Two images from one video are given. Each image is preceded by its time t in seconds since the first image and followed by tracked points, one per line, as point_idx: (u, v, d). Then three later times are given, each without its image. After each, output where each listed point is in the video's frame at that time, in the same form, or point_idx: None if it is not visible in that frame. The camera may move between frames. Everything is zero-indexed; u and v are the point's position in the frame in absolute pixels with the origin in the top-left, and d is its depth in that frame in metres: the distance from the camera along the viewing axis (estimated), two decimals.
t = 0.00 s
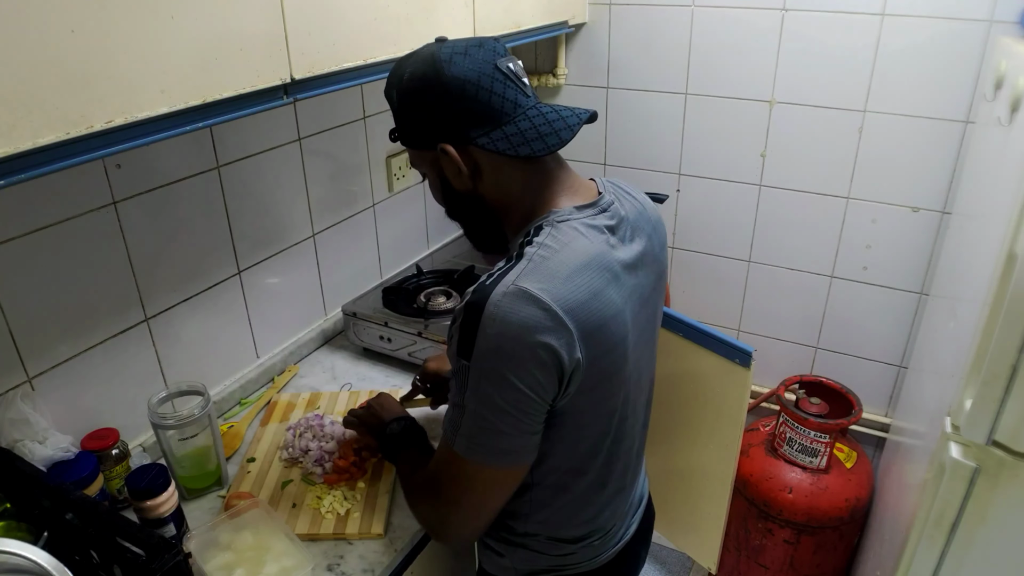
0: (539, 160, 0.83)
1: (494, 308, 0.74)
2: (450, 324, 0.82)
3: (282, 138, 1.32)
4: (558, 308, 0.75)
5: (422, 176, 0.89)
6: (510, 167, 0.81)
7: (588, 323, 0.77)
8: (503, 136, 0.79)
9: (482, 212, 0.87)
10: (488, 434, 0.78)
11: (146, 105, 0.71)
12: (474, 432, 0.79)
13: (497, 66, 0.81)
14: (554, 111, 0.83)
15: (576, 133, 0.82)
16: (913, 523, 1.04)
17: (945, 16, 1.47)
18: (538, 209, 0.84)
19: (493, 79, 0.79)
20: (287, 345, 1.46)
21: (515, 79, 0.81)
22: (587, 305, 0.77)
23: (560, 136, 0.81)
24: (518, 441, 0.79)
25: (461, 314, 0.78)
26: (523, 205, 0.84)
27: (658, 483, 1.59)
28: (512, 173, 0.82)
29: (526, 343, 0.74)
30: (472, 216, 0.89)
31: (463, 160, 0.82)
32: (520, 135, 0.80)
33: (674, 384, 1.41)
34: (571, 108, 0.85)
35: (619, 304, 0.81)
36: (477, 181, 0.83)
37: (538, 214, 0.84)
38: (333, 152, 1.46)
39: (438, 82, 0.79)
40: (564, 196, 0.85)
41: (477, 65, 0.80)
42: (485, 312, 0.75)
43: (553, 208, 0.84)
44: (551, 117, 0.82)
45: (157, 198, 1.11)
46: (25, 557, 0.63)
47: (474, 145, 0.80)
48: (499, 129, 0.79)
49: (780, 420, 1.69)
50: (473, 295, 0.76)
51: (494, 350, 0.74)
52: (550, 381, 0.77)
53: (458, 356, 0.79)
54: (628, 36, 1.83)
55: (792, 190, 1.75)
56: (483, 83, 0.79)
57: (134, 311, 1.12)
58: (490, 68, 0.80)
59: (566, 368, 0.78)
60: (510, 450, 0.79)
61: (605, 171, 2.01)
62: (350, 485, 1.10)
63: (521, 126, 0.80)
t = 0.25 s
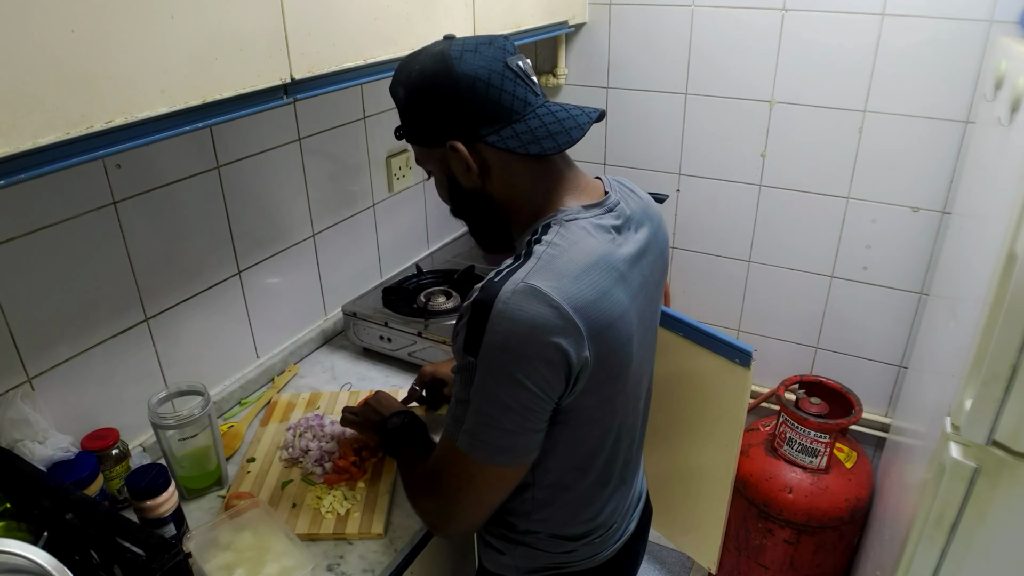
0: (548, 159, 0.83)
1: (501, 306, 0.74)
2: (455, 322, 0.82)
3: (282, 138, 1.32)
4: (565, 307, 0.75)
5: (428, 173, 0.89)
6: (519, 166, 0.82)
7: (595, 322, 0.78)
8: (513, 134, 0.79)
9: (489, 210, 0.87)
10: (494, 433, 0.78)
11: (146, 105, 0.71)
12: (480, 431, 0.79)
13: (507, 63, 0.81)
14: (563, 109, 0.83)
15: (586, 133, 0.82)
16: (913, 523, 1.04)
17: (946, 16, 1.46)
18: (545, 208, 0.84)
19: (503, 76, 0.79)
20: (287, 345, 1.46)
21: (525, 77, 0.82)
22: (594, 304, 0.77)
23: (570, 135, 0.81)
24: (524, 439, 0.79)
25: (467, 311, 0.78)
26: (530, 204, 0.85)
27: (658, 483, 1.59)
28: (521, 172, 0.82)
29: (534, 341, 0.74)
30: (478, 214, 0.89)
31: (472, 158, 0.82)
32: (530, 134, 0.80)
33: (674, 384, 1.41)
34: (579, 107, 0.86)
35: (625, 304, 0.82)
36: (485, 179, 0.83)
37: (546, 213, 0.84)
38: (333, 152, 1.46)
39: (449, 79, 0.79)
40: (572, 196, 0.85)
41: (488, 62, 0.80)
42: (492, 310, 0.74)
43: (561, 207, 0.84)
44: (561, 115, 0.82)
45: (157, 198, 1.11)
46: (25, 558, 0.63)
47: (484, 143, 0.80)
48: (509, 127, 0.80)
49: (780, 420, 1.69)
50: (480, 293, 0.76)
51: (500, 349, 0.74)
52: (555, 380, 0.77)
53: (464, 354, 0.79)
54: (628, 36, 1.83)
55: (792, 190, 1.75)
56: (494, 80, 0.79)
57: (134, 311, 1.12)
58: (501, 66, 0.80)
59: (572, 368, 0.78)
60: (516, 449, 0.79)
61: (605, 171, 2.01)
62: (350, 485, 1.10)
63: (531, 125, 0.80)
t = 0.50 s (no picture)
0: (554, 158, 0.84)
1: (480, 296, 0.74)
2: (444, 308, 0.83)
3: (282, 138, 1.32)
4: (548, 306, 0.74)
5: (437, 165, 0.89)
6: (526, 163, 0.82)
7: (581, 327, 0.77)
8: (520, 130, 0.80)
9: (493, 206, 0.88)
10: (449, 417, 0.78)
11: (146, 105, 0.71)
12: (429, 408, 0.79)
13: (521, 59, 0.81)
14: (574, 108, 0.83)
15: (593, 134, 0.82)
16: (913, 522, 1.04)
17: (945, 16, 1.47)
18: (549, 208, 0.85)
19: (516, 72, 0.80)
20: (287, 345, 1.46)
21: (538, 74, 0.82)
22: (583, 308, 0.76)
23: (577, 135, 0.81)
24: (475, 426, 0.79)
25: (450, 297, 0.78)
26: (534, 203, 0.85)
27: (658, 483, 1.59)
28: (527, 170, 0.82)
29: (506, 334, 0.74)
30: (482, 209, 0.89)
31: (479, 153, 0.82)
32: (538, 131, 0.80)
33: (674, 383, 1.41)
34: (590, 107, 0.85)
35: (619, 312, 0.81)
36: (491, 174, 0.84)
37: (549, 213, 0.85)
38: (333, 152, 1.46)
39: (461, 71, 0.79)
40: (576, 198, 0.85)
41: (501, 57, 0.80)
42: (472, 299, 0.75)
43: (562, 210, 0.84)
44: (571, 114, 0.82)
45: (157, 198, 1.11)
46: (25, 558, 0.63)
47: (491, 137, 0.80)
48: (516, 123, 0.80)
49: (780, 420, 1.69)
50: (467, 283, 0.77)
51: (473, 338, 0.74)
52: (525, 377, 0.77)
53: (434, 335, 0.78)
54: (628, 36, 1.83)
55: (792, 190, 1.75)
56: (506, 75, 0.79)
57: (134, 311, 1.12)
58: (514, 61, 0.80)
59: (546, 368, 0.77)
60: (461, 433, 0.79)
61: (605, 171, 2.01)
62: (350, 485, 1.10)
63: (539, 122, 0.80)
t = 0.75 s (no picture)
0: (569, 155, 0.84)
1: (501, 296, 0.74)
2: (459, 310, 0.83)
3: (282, 138, 1.32)
4: (567, 303, 0.74)
5: (449, 161, 0.89)
6: (541, 159, 0.82)
7: (600, 323, 0.77)
8: (536, 124, 0.80)
9: (505, 202, 0.88)
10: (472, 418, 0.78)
11: (146, 105, 0.71)
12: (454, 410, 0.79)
13: (539, 56, 0.82)
14: (589, 106, 0.83)
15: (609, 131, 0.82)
16: (913, 523, 1.04)
17: (945, 16, 1.47)
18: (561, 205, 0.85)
19: (533, 67, 0.80)
20: (287, 345, 1.46)
21: (554, 72, 0.83)
22: (601, 304, 0.77)
23: (593, 131, 0.81)
24: (500, 427, 0.79)
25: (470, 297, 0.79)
26: (545, 199, 0.85)
27: (658, 483, 1.59)
28: (541, 165, 0.82)
29: (529, 333, 0.74)
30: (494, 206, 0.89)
31: (493, 146, 0.82)
32: (553, 126, 0.80)
33: (674, 383, 1.41)
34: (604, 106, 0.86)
35: (633, 309, 0.81)
36: (505, 169, 0.84)
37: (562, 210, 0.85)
38: (333, 151, 1.46)
39: (478, 65, 0.80)
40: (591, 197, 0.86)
41: (518, 52, 0.80)
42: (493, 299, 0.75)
43: (575, 207, 0.84)
44: (586, 111, 0.82)
45: (157, 198, 1.11)
46: (25, 558, 0.63)
47: (506, 132, 0.80)
48: (532, 117, 0.80)
49: (780, 420, 1.69)
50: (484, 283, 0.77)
51: (496, 338, 0.74)
52: (549, 376, 0.77)
53: (457, 337, 0.79)
54: (628, 36, 1.83)
55: (792, 190, 1.75)
56: (523, 70, 0.80)
57: (134, 311, 1.12)
58: (531, 56, 0.80)
59: (568, 364, 0.77)
60: (484, 434, 0.79)
61: (605, 171, 2.01)
62: (350, 485, 1.10)
63: (554, 117, 0.80)
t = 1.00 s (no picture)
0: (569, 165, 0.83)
1: (507, 322, 0.74)
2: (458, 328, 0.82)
3: (282, 138, 1.32)
4: (570, 330, 0.75)
5: (441, 166, 0.87)
6: (542, 169, 0.81)
7: (599, 348, 0.79)
8: (537, 136, 0.79)
9: (501, 210, 0.87)
10: (481, 442, 0.78)
11: (146, 105, 0.71)
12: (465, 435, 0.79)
13: (535, 62, 0.80)
14: (587, 114, 0.83)
15: (611, 140, 0.82)
16: (913, 523, 1.04)
17: (945, 16, 1.47)
18: (561, 216, 0.85)
19: (531, 75, 0.79)
20: (287, 345, 1.46)
21: (551, 78, 0.81)
22: (600, 330, 0.78)
23: (596, 143, 0.81)
24: (513, 458, 0.79)
25: (472, 324, 0.77)
26: (546, 208, 0.84)
27: (658, 484, 1.59)
28: (542, 175, 0.82)
29: (534, 361, 0.74)
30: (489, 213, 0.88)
31: (492, 157, 0.81)
32: (556, 138, 0.80)
33: (674, 384, 1.41)
34: (600, 113, 0.86)
35: (629, 331, 0.83)
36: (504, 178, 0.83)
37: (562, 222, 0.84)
38: (333, 152, 1.46)
39: (475, 72, 0.78)
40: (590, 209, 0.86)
41: (516, 58, 0.79)
42: (498, 325, 0.74)
43: (574, 223, 0.84)
44: (585, 120, 0.82)
45: (157, 198, 1.11)
46: (25, 558, 0.63)
47: (507, 142, 0.79)
48: (533, 129, 0.79)
49: (780, 420, 1.69)
50: (488, 305, 0.76)
51: (503, 365, 0.74)
52: (552, 401, 0.77)
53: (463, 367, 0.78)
54: (628, 36, 1.83)
55: (792, 190, 1.75)
56: (522, 78, 0.78)
57: (134, 311, 1.12)
58: (529, 63, 0.79)
59: (570, 391, 0.79)
60: (502, 467, 0.79)
61: (605, 171, 2.01)
62: (350, 485, 1.10)
63: (557, 128, 0.80)
